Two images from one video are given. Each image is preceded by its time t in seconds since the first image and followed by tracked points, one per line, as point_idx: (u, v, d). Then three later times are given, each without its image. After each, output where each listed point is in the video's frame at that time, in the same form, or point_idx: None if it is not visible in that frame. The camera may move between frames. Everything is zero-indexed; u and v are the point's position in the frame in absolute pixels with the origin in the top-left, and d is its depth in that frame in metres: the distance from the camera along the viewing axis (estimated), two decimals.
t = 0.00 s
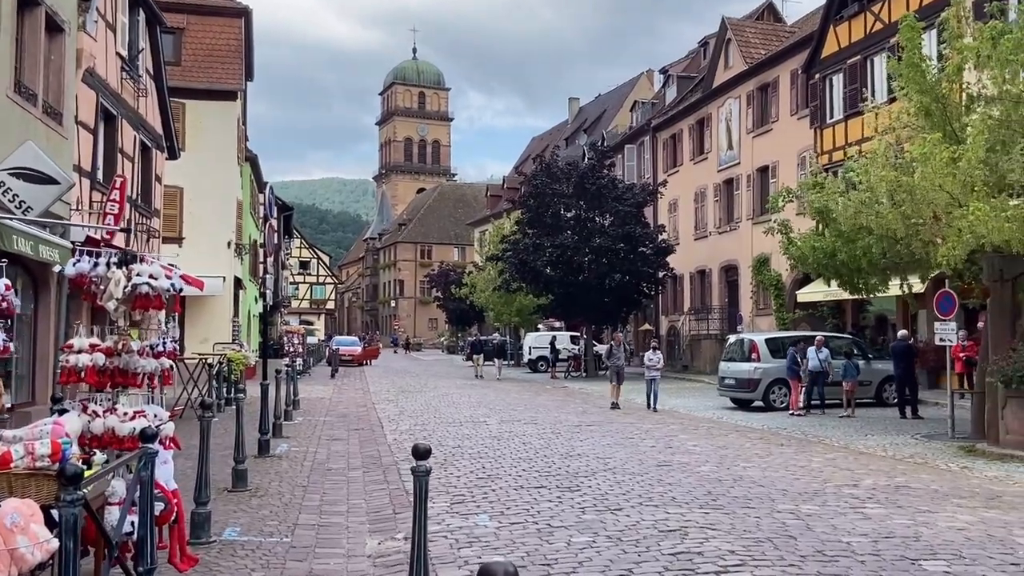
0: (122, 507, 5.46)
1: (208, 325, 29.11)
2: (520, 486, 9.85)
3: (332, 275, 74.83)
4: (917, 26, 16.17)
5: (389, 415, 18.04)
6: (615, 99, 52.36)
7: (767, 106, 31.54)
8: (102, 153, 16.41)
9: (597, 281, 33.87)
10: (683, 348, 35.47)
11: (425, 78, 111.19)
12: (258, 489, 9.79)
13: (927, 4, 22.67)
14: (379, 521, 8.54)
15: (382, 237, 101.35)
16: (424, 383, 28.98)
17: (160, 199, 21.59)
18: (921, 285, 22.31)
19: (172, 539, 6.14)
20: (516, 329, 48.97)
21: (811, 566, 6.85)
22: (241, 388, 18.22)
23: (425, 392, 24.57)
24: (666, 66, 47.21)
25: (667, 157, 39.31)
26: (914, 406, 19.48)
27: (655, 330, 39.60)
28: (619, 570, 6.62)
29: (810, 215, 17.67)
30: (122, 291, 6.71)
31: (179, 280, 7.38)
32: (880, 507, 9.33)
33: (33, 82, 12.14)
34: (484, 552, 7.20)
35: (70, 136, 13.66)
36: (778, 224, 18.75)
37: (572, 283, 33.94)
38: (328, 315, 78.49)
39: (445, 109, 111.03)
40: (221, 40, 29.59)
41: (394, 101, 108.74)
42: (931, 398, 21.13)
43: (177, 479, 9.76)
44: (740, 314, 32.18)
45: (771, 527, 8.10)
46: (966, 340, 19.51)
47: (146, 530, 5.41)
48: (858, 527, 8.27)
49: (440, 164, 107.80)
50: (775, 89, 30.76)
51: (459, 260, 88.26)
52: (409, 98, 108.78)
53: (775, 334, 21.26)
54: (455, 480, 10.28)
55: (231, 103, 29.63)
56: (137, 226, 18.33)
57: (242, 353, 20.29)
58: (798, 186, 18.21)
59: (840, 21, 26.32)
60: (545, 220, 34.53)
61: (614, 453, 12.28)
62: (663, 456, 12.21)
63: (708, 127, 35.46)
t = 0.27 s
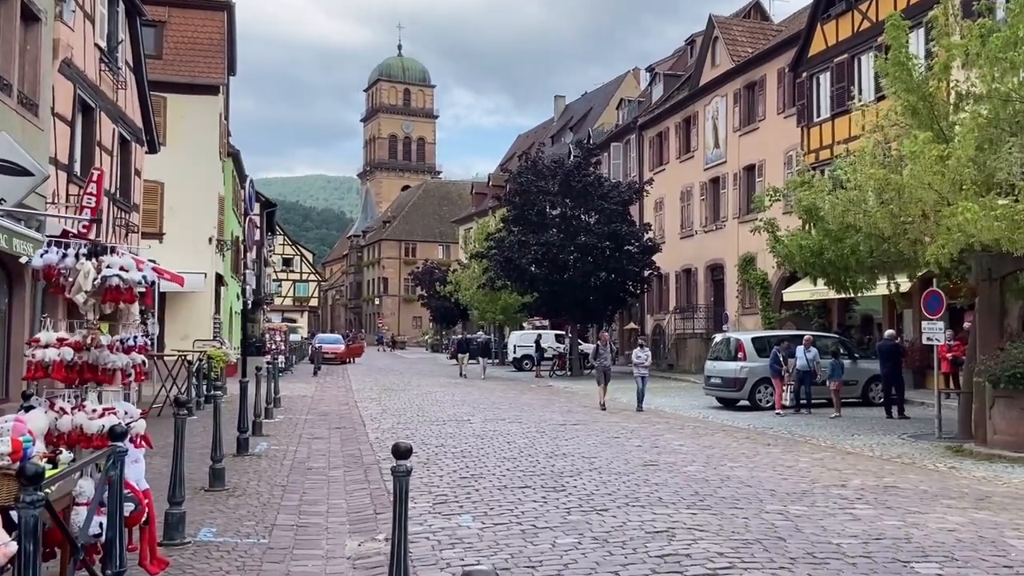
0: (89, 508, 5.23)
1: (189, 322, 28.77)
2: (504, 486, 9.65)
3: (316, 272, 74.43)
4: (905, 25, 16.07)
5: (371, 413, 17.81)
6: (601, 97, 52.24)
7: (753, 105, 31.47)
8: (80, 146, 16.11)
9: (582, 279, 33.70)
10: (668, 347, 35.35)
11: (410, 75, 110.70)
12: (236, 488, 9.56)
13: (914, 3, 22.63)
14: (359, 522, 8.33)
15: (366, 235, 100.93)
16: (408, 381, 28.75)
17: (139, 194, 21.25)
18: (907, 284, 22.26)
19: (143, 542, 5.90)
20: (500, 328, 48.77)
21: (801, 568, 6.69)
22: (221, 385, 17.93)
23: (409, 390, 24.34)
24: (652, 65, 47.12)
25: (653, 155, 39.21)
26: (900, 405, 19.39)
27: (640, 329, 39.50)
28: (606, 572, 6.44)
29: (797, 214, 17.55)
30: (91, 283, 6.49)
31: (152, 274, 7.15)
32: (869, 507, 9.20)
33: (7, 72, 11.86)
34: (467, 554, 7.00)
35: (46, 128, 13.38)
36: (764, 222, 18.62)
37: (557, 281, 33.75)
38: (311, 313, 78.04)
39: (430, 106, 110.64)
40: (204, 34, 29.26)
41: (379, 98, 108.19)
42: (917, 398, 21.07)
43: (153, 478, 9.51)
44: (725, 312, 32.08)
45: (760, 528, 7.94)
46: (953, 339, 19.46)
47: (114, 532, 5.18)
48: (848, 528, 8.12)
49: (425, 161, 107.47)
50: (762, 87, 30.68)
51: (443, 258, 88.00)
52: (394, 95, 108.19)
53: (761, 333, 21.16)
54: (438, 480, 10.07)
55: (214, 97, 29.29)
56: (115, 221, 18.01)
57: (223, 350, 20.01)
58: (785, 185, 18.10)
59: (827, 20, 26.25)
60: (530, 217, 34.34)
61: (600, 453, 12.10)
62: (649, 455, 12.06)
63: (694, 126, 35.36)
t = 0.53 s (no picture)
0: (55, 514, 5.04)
1: (171, 320, 28.47)
2: (487, 489, 9.48)
3: (301, 271, 74.07)
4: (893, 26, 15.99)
5: (355, 414, 17.62)
6: (588, 97, 52.14)
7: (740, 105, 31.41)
8: (59, 141, 15.83)
9: (568, 280, 33.56)
10: (654, 348, 35.27)
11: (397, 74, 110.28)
12: (214, 491, 9.36)
13: (902, 5, 22.59)
14: (339, 526, 8.15)
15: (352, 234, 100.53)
16: (392, 381, 28.53)
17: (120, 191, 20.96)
18: (894, 286, 22.23)
19: (112, 547, 5.70)
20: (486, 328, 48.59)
21: None
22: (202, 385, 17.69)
23: (393, 391, 24.14)
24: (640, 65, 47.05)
25: (640, 155, 39.13)
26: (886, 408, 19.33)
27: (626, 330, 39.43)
28: None
29: (784, 215, 17.46)
30: (61, 281, 6.28)
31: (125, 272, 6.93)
32: (857, 513, 9.08)
33: None
34: (448, 560, 6.82)
35: (23, 123, 13.12)
36: (751, 223, 18.51)
37: (543, 282, 33.60)
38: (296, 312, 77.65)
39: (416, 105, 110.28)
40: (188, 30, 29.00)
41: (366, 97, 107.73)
42: (903, 401, 21.05)
43: (129, 481, 9.30)
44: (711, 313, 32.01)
45: (748, 535, 7.80)
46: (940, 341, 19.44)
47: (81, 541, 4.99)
48: (838, 534, 7.99)
49: (411, 161, 107.14)
50: (749, 88, 30.62)
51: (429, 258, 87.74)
52: (381, 95, 107.58)
53: (747, 334, 21.05)
54: (420, 483, 9.89)
55: (197, 94, 28.97)
56: (95, 218, 17.74)
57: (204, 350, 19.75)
58: (772, 186, 18.01)
59: (814, 21, 26.20)
60: (516, 217, 34.19)
61: (586, 455, 11.95)
62: (635, 458, 11.91)
63: (681, 127, 35.28)
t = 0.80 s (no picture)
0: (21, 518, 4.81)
1: (154, 319, 28.14)
2: (473, 493, 9.28)
3: (287, 271, 73.64)
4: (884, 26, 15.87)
5: (340, 415, 17.38)
6: (577, 97, 52.01)
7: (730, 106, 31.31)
8: (40, 136, 15.53)
9: (556, 280, 33.38)
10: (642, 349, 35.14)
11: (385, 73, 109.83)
12: (194, 494, 9.12)
13: (893, 6, 22.54)
14: (321, 531, 7.93)
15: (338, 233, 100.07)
16: (378, 381, 28.28)
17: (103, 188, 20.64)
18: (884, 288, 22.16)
19: (84, 555, 5.44)
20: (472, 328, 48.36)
21: None
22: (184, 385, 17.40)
23: (378, 391, 23.88)
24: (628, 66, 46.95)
25: (628, 156, 39.01)
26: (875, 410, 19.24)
27: (614, 331, 39.32)
28: None
29: (774, 216, 17.33)
30: (29, 277, 6.08)
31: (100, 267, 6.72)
32: (851, 517, 8.93)
33: None
34: (434, 567, 6.62)
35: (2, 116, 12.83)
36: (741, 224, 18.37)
37: (530, 282, 33.41)
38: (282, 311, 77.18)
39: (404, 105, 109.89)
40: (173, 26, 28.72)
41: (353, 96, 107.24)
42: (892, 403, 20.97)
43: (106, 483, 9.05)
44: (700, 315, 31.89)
45: (741, 540, 7.63)
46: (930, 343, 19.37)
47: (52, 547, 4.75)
48: (832, 540, 7.83)
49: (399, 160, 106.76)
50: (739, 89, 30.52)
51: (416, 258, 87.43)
52: (369, 94, 107.08)
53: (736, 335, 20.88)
54: (405, 486, 9.68)
55: (182, 90, 28.62)
56: (76, 214, 17.42)
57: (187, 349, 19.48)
58: (762, 187, 17.87)
59: (805, 21, 26.10)
60: (504, 217, 34.01)
61: (574, 458, 11.76)
62: (624, 461, 11.74)
63: (670, 127, 35.18)
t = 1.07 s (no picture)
0: None
1: (141, 318, 27.87)
2: (464, 496, 9.10)
3: (276, 271, 73.32)
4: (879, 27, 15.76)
5: (328, 416, 17.18)
6: (569, 98, 51.87)
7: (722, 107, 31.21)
8: (25, 132, 15.29)
9: (547, 282, 33.21)
10: (633, 351, 35.01)
11: (376, 73, 109.49)
12: (178, 497, 8.92)
13: (887, 8, 22.45)
14: (309, 535, 7.75)
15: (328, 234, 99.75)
16: (367, 382, 28.07)
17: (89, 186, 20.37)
18: (877, 290, 22.06)
19: (61, 560, 5.25)
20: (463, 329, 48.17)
21: None
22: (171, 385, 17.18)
23: (367, 392, 23.67)
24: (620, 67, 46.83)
25: (620, 157, 38.89)
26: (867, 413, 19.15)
27: (605, 333, 39.19)
28: None
29: (768, 217, 17.22)
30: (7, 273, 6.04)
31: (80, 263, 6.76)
32: (849, 522, 8.78)
33: None
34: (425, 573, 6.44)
35: None
36: (734, 225, 18.24)
37: (521, 283, 33.25)
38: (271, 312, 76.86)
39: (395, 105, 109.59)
40: (162, 24, 28.54)
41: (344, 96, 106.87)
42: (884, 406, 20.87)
43: (88, 485, 8.84)
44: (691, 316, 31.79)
45: (738, 545, 7.47)
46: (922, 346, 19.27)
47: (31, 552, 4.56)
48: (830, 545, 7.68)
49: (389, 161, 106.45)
50: (731, 90, 30.42)
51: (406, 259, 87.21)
52: (360, 94, 106.72)
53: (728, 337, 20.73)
54: (396, 488, 9.50)
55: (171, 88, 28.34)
56: (62, 212, 17.18)
57: (175, 349, 19.25)
58: (755, 188, 17.74)
59: (798, 23, 26.00)
60: (495, 217, 33.85)
61: (566, 460, 11.59)
62: (617, 463, 11.58)
63: (662, 129, 35.06)
